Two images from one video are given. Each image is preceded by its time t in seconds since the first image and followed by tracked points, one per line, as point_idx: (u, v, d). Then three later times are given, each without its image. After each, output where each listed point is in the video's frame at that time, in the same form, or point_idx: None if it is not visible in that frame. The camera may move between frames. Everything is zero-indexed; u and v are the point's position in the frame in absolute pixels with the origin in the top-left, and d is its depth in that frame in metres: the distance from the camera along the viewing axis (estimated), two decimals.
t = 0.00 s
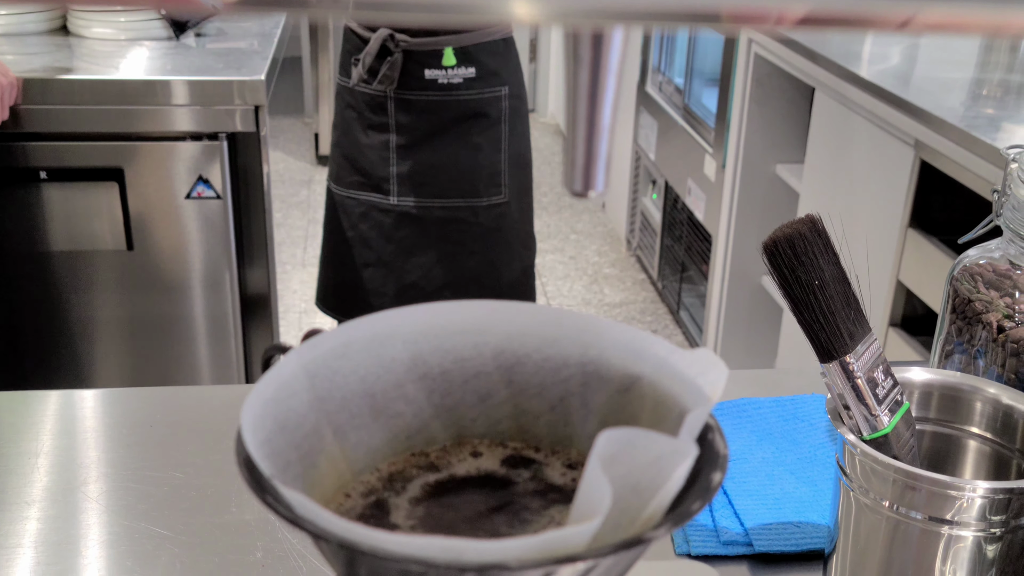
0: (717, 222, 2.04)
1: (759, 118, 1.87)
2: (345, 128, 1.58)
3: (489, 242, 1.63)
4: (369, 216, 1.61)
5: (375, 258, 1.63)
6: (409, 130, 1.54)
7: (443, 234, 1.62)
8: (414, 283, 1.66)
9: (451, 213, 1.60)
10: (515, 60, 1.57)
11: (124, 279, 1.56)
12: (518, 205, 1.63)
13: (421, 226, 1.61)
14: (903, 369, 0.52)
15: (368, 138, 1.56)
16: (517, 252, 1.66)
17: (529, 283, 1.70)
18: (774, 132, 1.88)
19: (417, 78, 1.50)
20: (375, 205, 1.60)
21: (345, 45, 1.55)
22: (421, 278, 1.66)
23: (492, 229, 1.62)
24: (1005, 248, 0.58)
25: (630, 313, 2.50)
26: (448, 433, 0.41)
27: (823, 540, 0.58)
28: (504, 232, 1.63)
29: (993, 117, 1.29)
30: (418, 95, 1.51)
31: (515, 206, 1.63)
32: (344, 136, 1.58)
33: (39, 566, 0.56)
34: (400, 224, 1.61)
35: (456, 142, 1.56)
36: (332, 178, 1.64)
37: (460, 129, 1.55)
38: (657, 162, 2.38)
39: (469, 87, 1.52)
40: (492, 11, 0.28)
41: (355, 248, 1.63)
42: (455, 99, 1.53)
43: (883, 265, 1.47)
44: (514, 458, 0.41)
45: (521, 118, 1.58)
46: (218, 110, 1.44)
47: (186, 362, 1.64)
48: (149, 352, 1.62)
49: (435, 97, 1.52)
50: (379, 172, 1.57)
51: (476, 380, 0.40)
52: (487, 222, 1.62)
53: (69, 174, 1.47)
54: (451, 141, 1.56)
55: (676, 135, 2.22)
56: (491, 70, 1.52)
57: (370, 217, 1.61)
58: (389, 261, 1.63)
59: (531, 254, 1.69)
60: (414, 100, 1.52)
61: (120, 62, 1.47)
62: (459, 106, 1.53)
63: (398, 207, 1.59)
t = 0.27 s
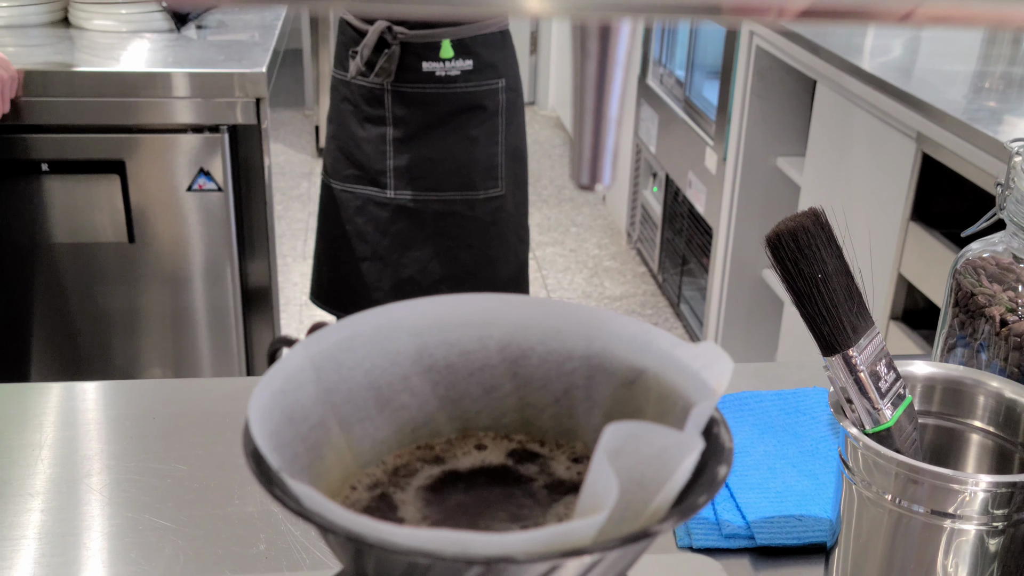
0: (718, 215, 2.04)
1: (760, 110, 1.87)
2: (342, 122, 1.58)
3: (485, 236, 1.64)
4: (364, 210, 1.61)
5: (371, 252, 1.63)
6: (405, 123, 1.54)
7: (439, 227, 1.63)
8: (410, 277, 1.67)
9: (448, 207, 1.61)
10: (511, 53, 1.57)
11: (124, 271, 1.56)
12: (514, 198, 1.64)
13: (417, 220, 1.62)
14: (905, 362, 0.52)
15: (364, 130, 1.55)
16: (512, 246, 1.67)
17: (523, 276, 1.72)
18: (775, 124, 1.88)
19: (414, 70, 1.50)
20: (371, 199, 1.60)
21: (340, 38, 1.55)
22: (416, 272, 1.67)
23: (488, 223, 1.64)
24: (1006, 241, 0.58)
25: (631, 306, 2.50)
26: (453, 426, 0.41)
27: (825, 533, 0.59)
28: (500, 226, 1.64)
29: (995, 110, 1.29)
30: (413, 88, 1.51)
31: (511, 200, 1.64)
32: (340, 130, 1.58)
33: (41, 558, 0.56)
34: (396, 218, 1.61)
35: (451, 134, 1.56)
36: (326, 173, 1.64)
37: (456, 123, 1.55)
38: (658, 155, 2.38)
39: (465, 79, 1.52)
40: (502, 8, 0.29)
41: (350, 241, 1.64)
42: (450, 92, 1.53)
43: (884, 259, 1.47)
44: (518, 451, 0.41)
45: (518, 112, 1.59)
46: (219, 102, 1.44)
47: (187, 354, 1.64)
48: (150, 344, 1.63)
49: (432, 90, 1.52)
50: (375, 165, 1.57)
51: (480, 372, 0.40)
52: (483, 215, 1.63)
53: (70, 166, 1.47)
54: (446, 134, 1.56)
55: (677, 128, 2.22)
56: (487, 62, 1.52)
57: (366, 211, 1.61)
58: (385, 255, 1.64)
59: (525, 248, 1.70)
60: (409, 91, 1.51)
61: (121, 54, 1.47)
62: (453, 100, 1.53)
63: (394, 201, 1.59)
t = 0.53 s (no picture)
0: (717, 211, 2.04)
1: (760, 106, 1.87)
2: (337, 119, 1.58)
3: (484, 231, 1.65)
4: (362, 206, 1.61)
5: (370, 248, 1.64)
6: (405, 120, 1.54)
7: (438, 223, 1.63)
8: (409, 273, 1.67)
9: (446, 203, 1.61)
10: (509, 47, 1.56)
11: (124, 266, 1.56)
12: (512, 192, 1.64)
13: (416, 216, 1.62)
14: (907, 359, 0.52)
15: (360, 126, 1.56)
16: (511, 241, 1.67)
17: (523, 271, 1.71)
18: (775, 120, 1.88)
19: (413, 65, 1.50)
20: (369, 195, 1.60)
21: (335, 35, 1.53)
22: (416, 268, 1.67)
23: (487, 218, 1.64)
24: (1008, 238, 0.58)
25: (630, 301, 2.51)
26: (458, 423, 0.41)
27: (826, 529, 0.59)
28: (499, 221, 1.64)
29: (994, 106, 1.29)
30: (412, 84, 1.52)
31: (509, 194, 1.64)
32: (336, 126, 1.58)
33: (44, 554, 0.56)
34: (394, 213, 1.61)
35: (449, 129, 1.57)
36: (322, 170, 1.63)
37: (454, 118, 1.56)
38: (658, 150, 2.38)
39: (464, 74, 1.53)
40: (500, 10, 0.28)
41: (349, 237, 1.64)
42: (450, 88, 1.53)
43: (884, 254, 1.47)
44: (524, 448, 0.41)
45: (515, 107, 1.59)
46: (218, 98, 1.44)
47: (187, 349, 1.64)
48: (149, 339, 1.63)
49: (430, 85, 1.52)
50: (373, 161, 1.57)
51: (487, 370, 0.40)
52: (482, 211, 1.63)
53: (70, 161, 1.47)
54: (443, 130, 1.57)
55: (676, 124, 2.22)
56: (485, 57, 1.53)
57: (365, 207, 1.61)
58: (384, 251, 1.64)
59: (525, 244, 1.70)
60: (407, 87, 1.52)
61: (121, 49, 1.47)
62: (453, 95, 1.54)
63: (391, 197, 1.60)
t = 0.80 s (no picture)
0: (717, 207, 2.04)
1: (760, 103, 1.87)
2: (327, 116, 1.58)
3: (478, 230, 1.65)
4: (356, 204, 1.61)
5: (365, 246, 1.64)
6: (399, 117, 1.55)
7: (432, 221, 1.63)
8: (403, 271, 1.68)
9: (440, 201, 1.62)
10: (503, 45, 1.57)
11: (125, 261, 1.56)
12: (507, 191, 1.65)
13: (410, 213, 1.63)
14: (908, 356, 0.53)
15: (355, 123, 1.56)
16: (505, 240, 1.68)
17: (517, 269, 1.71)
18: (775, 117, 1.88)
19: (405, 62, 1.50)
20: (362, 192, 1.61)
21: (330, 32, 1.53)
22: (409, 266, 1.68)
23: (481, 217, 1.64)
24: (1008, 235, 0.58)
25: (630, 297, 2.51)
26: (462, 420, 0.41)
27: (827, 526, 0.59)
28: (493, 220, 1.64)
29: (994, 103, 1.29)
30: (408, 82, 1.52)
31: (503, 193, 1.64)
32: (330, 123, 1.58)
33: (45, 549, 0.57)
34: (388, 212, 1.62)
35: (444, 126, 1.57)
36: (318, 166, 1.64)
37: (450, 114, 1.57)
38: (658, 147, 2.38)
39: (458, 72, 1.53)
40: (501, 11, 0.29)
41: (343, 236, 1.64)
42: (445, 85, 1.54)
43: (884, 251, 1.48)
44: (528, 445, 0.41)
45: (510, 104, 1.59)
46: (219, 93, 1.44)
47: (187, 345, 1.64)
48: (150, 335, 1.63)
49: (425, 83, 1.53)
50: (366, 158, 1.58)
51: (491, 367, 0.40)
52: (476, 209, 1.63)
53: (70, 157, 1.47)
54: (437, 128, 1.57)
55: (676, 120, 2.22)
56: (479, 56, 1.53)
57: (358, 205, 1.61)
58: (378, 249, 1.65)
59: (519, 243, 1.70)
60: (400, 85, 1.53)
61: (121, 45, 1.47)
62: (450, 91, 1.54)
63: (384, 195, 1.60)
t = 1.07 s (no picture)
0: (716, 204, 2.05)
1: (759, 100, 1.87)
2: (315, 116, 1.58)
3: (463, 231, 1.66)
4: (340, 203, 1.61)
5: (349, 246, 1.65)
6: (381, 115, 1.55)
7: (417, 222, 1.64)
8: (386, 272, 1.68)
9: (424, 201, 1.62)
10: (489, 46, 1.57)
11: (123, 259, 1.56)
12: (491, 193, 1.66)
13: (394, 213, 1.63)
14: (905, 355, 0.53)
15: (338, 121, 1.56)
16: (488, 242, 1.69)
17: (501, 270, 1.73)
18: (773, 114, 1.89)
19: (390, 61, 1.50)
20: (347, 191, 1.61)
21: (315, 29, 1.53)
22: (392, 266, 1.68)
23: (466, 218, 1.65)
24: (1004, 235, 0.58)
25: (629, 294, 2.51)
26: (462, 421, 0.41)
27: (824, 523, 0.59)
28: (478, 220, 1.66)
29: (991, 101, 1.29)
30: (391, 80, 1.52)
31: (488, 194, 1.65)
32: (316, 121, 1.58)
33: (42, 548, 0.57)
34: (372, 211, 1.62)
35: (428, 125, 1.57)
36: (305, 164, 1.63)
37: (434, 113, 1.57)
38: (657, 143, 2.38)
39: (442, 72, 1.54)
40: (486, 22, 0.27)
41: (328, 236, 1.64)
42: (430, 85, 1.54)
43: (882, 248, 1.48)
44: (527, 446, 0.41)
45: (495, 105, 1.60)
46: (217, 91, 1.44)
47: (186, 342, 1.65)
48: (149, 332, 1.63)
49: (409, 82, 1.53)
50: (351, 156, 1.58)
51: (491, 368, 0.40)
52: (460, 210, 1.64)
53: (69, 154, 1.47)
54: (423, 127, 1.57)
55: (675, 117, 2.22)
56: (465, 56, 1.53)
57: (343, 203, 1.62)
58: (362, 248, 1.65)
59: (504, 244, 1.71)
60: (385, 83, 1.52)
61: (120, 41, 1.46)
62: (435, 91, 1.55)
63: (368, 194, 1.60)
